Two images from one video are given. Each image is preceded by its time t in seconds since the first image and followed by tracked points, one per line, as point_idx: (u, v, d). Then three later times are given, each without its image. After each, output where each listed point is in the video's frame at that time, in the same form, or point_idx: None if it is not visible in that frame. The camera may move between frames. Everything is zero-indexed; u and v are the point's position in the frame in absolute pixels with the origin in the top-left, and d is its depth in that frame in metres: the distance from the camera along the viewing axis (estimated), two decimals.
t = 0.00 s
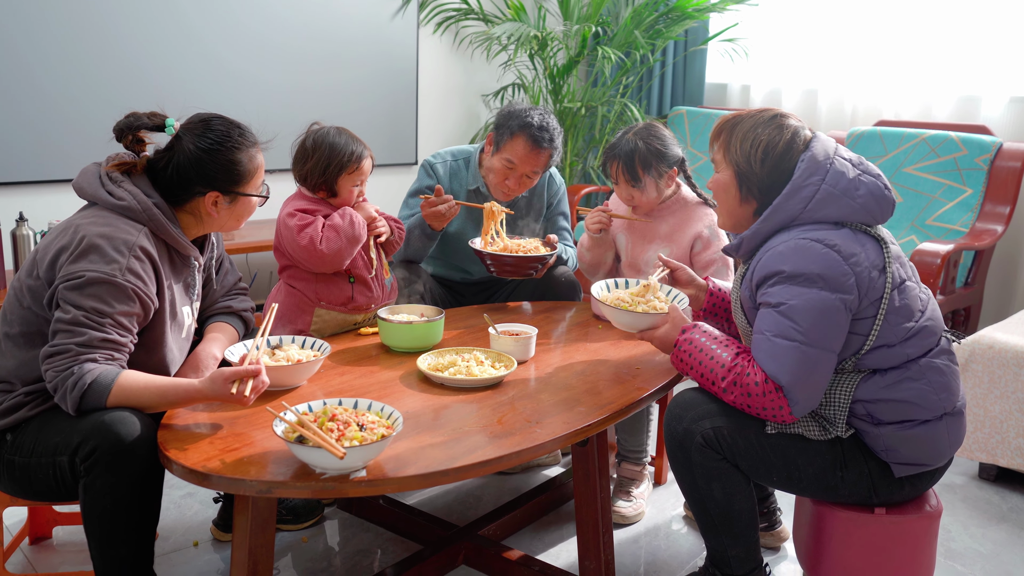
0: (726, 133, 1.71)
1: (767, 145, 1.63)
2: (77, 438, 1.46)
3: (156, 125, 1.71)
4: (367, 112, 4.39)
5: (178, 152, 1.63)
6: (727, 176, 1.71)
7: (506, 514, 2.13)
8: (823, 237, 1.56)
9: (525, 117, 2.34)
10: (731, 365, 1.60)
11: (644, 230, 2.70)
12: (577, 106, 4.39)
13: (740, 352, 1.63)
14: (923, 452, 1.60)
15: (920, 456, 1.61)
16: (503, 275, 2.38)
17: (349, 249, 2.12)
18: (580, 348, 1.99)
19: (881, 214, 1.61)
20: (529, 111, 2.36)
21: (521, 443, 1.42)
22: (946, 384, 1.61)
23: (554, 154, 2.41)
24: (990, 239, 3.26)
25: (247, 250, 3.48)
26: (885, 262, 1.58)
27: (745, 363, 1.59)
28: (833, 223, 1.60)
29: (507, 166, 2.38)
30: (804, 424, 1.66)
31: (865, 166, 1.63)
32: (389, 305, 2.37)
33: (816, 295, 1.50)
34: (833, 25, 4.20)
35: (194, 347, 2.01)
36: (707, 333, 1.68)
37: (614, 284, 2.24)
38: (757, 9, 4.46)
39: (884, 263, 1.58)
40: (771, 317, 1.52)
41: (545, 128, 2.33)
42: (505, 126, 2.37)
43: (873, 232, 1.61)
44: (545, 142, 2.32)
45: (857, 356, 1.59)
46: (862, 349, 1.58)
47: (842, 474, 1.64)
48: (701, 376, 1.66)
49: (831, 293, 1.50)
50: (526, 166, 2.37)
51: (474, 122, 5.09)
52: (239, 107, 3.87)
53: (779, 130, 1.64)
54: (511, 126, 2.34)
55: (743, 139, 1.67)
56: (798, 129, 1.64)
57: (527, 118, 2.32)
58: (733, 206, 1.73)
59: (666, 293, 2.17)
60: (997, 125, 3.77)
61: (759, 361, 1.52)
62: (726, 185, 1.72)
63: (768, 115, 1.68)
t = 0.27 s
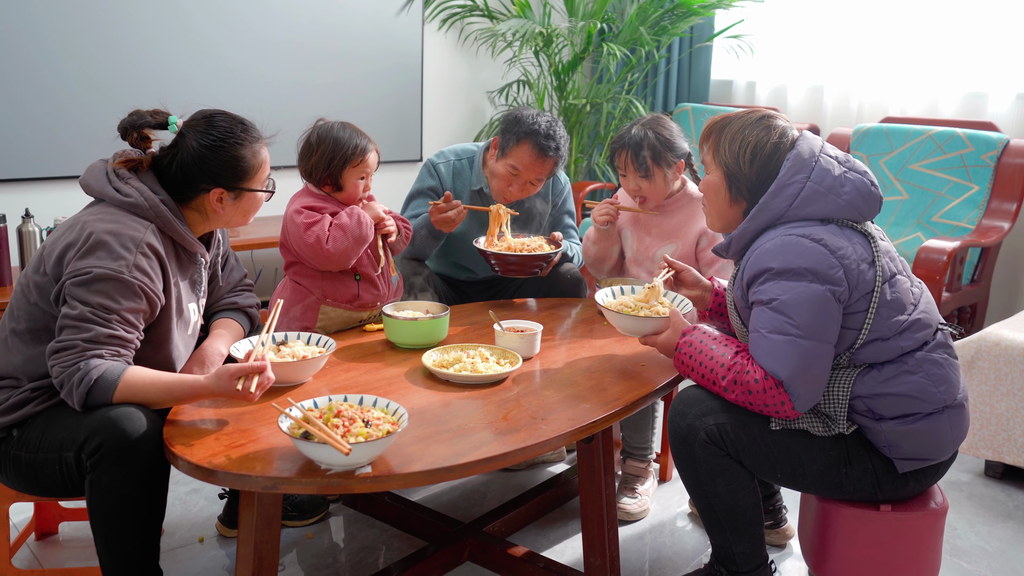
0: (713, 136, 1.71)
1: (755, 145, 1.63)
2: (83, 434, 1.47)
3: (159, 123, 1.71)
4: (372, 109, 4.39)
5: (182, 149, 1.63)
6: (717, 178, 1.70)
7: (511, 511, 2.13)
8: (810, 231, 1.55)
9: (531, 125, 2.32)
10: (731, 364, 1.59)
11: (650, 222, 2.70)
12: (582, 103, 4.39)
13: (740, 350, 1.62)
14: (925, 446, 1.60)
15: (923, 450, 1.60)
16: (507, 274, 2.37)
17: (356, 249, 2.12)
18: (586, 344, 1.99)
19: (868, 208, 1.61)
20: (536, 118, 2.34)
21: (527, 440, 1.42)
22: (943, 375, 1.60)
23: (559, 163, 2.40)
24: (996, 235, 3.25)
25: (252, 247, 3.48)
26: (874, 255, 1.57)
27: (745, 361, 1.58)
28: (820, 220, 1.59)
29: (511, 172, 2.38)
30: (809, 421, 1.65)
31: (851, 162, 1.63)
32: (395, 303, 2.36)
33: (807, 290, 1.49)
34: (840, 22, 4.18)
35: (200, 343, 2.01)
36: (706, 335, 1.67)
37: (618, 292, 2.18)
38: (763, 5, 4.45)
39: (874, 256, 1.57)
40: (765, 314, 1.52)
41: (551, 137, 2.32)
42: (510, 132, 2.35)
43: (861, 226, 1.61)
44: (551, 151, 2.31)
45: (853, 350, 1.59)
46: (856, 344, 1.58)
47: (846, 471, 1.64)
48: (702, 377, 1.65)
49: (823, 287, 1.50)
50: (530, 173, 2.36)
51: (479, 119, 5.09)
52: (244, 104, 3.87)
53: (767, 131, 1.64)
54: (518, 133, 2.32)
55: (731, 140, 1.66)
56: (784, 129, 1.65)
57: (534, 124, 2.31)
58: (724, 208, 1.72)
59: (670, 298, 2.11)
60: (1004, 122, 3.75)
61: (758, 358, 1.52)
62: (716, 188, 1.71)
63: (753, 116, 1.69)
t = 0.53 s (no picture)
0: (712, 136, 1.70)
1: (754, 145, 1.63)
2: (86, 432, 1.47)
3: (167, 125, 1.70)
4: (374, 107, 4.39)
5: (190, 150, 1.63)
6: (716, 178, 1.69)
7: (514, 509, 2.12)
8: (810, 230, 1.55)
9: (534, 129, 2.31)
10: (733, 362, 1.59)
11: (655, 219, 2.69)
12: (585, 101, 4.38)
13: (742, 349, 1.62)
14: (928, 443, 1.59)
15: (925, 447, 1.60)
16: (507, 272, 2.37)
17: (359, 249, 2.12)
18: (588, 343, 1.99)
19: (868, 206, 1.60)
20: (537, 120, 2.34)
21: (530, 438, 1.41)
22: (944, 372, 1.60)
23: (560, 168, 2.40)
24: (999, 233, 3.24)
25: (254, 245, 3.48)
26: (874, 252, 1.57)
27: (747, 360, 1.58)
28: (819, 218, 1.59)
29: (512, 175, 2.37)
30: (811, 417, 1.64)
31: (850, 160, 1.62)
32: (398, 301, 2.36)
33: (807, 287, 1.49)
34: (843, 19, 4.17)
35: (203, 341, 2.01)
36: (707, 334, 1.67)
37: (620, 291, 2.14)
38: (766, 3, 4.44)
39: (874, 254, 1.57)
40: (766, 312, 1.51)
41: (553, 141, 2.31)
42: (511, 135, 2.35)
43: (860, 224, 1.61)
44: (552, 156, 2.31)
45: (853, 348, 1.58)
46: (857, 342, 1.57)
47: (849, 469, 1.64)
48: (704, 376, 1.65)
49: (823, 285, 1.50)
50: (530, 176, 2.36)
51: (481, 117, 5.08)
52: (246, 103, 3.87)
53: (765, 130, 1.63)
54: (519, 136, 2.32)
55: (729, 139, 1.66)
56: (783, 129, 1.64)
57: (536, 128, 2.31)
58: (723, 208, 1.72)
59: (670, 295, 2.07)
60: (1007, 119, 3.74)
61: (759, 356, 1.51)
62: (716, 187, 1.70)
63: (752, 115, 1.68)
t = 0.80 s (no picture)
0: (708, 137, 1.70)
1: (748, 145, 1.62)
2: (89, 432, 1.47)
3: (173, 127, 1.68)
4: (376, 107, 4.39)
5: (198, 153, 1.63)
6: (712, 179, 1.69)
7: (516, 509, 2.12)
8: (810, 229, 1.55)
9: (534, 128, 2.31)
10: (735, 362, 1.59)
11: (660, 217, 2.68)
12: (586, 101, 4.38)
13: (743, 349, 1.62)
14: (929, 443, 1.59)
15: (927, 446, 1.59)
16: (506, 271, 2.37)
17: (360, 250, 2.12)
18: (590, 342, 1.99)
19: (868, 204, 1.60)
20: (538, 121, 2.34)
21: (531, 438, 1.41)
22: (945, 371, 1.60)
23: (559, 168, 2.39)
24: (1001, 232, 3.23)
25: (255, 245, 3.48)
26: (875, 252, 1.57)
27: (748, 360, 1.58)
28: (819, 217, 1.59)
29: (510, 172, 2.36)
30: (813, 417, 1.64)
31: (849, 159, 1.62)
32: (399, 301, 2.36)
33: (808, 287, 1.49)
34: (845, 18, 4.17)
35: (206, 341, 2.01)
36: (708, 335, 1.67)
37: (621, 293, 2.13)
38: (768, 2, 4.43)
39: (875, 253, 1.57)
40: (767, 311, 1.51)
41: (554, 141, 2.31)
42: (512, 133, 2.35)
43: (861, 223, 1.61)
44: (552, 156, 2.31)
45: (854, 347, 1.58)
46: (858, 341, 1.57)
47: (851, 469, 1.63)
48: (705, 376, 1.65)
49: (825, 284, 1.49)
50: (528, 175, 2.35)
51: (482, 116, 5.08)
52: (247, 102, 3.87)
53: (759, 130, 1.63)
54: (520, 135, 2.32)
55: (724, 139, 1.65)
56: (777, 128, 1.64)
57: (537, 127, 2.31)
58: (719, 208, 1.71)
59: (670, 295, 2.06)
60: (1008, 119, 3.73)
61: (761, 355, 1.51)
62: (711, 188, 1.69)
63: (747, 115, 1.68)
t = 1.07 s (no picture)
0: (702, 145, 1.71)
1: (742, 151, 1.63)
2: (90, 435, 1.47)
3: (176, 130, 1.69)
4: (377, 110, 4.39)
5: (201, 156, 1.63)
6: (709, 186, 1.69)
7: (517, 512, 2.12)
8: (809, 233, 1.55)
9: (536, 131, 2.32)
10: (735, 367, 1.59)
11: (662, 219, 2.69)
12: (587, 103, 4.39)
13: (743, 353, 1.62)
14: (930, 445, 1.59)
15: (928, 449, 1.59)
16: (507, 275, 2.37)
17: (360, 259, 2.13)
18: (591, 344, 1.99)
19: (866, 206, 1.60)
20: (539, 124, 2.34)
21: (532, 441, 1.41)
22: (945, 373, 1.59)
23: (560, 171, 2.39)
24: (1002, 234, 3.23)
25: (257, 248, 3.49)
26: (874, 255, 1.57)
27: (749, 364, 1.58)
28: (818, 221, 1.59)
29: (512, 175, 2.37)
30: (814, 420, 1.64)
31: (846, 162, 1.62)
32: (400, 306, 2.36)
33: (808, 291, 1.49)
34: (845, 20, 4.17)
35: (207, 344, 2.02)
36: (707, 339, 1.67)
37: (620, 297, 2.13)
38: (769, 5, 4.44)
39: (873, 256, 1.57)
40: (767, 316, 1.51)
41: (556, 144, 2.31)
42: (515, 136, 2.35)
43: (859, 226, 1.61)
44: (553, 158, 2.31)
45: (854, 350, 1.58)
46: (858, 344, 1.57)
47: (852, 472, 1.63)
48: (705, 381, 1.65)
49: (824, 287, 1.49)
50: (529, 177, 2.35)
51: (484, 119, 5.09)
52: (249, 105, 3.88)
53: (752, 136, 1.64)
54: (521, 138, 2.32)
55: (718, 147, 1.66)
56: (770, 133, 1.65)
57: (538, 129, 2.31)
58: (717, 215, 1.72)
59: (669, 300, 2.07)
60: (1009, 121, 3.73)
61: (761, 359, 1.51)
62: (709, 196, 1.70)
63: (740, 122, 1.69)
